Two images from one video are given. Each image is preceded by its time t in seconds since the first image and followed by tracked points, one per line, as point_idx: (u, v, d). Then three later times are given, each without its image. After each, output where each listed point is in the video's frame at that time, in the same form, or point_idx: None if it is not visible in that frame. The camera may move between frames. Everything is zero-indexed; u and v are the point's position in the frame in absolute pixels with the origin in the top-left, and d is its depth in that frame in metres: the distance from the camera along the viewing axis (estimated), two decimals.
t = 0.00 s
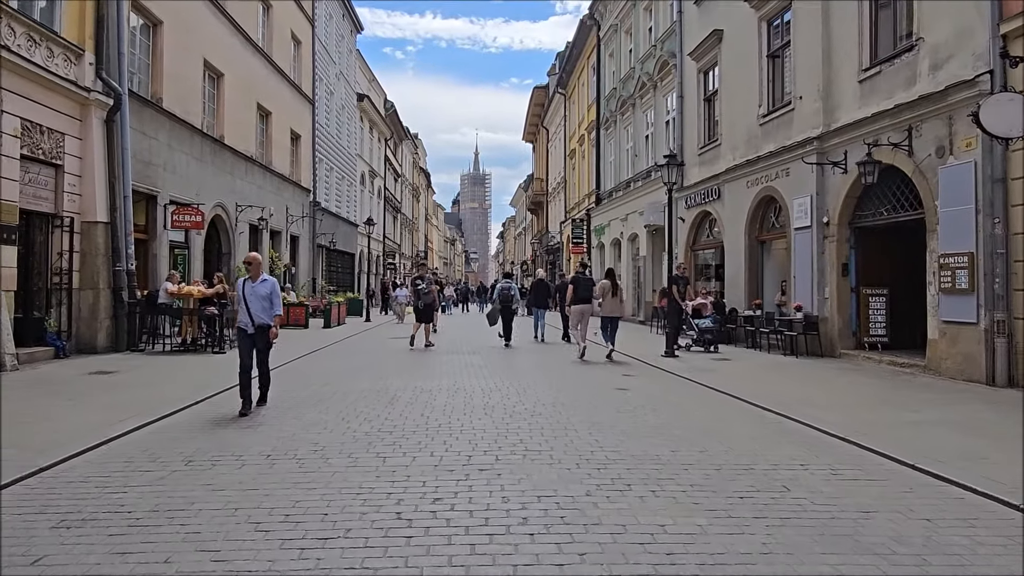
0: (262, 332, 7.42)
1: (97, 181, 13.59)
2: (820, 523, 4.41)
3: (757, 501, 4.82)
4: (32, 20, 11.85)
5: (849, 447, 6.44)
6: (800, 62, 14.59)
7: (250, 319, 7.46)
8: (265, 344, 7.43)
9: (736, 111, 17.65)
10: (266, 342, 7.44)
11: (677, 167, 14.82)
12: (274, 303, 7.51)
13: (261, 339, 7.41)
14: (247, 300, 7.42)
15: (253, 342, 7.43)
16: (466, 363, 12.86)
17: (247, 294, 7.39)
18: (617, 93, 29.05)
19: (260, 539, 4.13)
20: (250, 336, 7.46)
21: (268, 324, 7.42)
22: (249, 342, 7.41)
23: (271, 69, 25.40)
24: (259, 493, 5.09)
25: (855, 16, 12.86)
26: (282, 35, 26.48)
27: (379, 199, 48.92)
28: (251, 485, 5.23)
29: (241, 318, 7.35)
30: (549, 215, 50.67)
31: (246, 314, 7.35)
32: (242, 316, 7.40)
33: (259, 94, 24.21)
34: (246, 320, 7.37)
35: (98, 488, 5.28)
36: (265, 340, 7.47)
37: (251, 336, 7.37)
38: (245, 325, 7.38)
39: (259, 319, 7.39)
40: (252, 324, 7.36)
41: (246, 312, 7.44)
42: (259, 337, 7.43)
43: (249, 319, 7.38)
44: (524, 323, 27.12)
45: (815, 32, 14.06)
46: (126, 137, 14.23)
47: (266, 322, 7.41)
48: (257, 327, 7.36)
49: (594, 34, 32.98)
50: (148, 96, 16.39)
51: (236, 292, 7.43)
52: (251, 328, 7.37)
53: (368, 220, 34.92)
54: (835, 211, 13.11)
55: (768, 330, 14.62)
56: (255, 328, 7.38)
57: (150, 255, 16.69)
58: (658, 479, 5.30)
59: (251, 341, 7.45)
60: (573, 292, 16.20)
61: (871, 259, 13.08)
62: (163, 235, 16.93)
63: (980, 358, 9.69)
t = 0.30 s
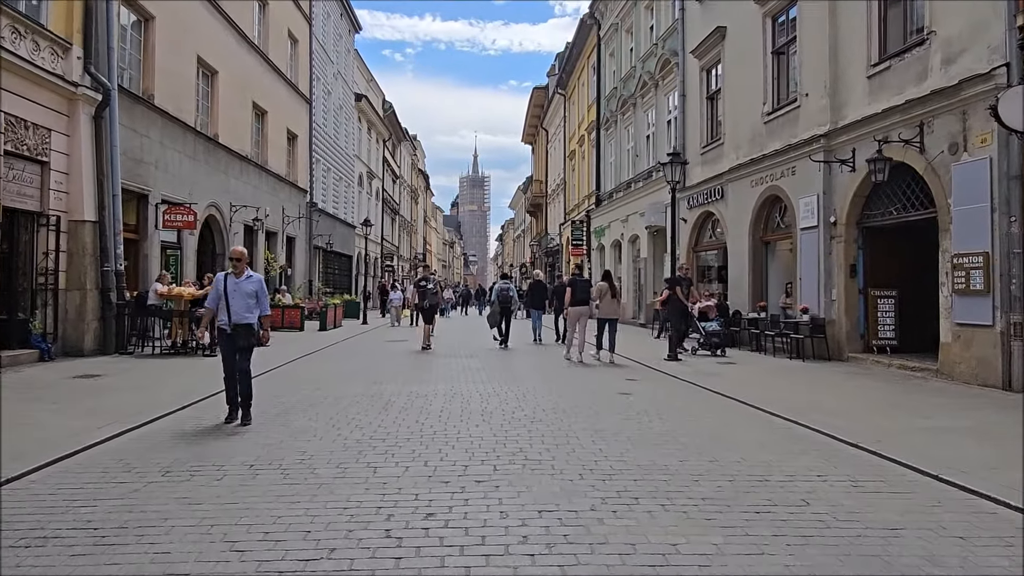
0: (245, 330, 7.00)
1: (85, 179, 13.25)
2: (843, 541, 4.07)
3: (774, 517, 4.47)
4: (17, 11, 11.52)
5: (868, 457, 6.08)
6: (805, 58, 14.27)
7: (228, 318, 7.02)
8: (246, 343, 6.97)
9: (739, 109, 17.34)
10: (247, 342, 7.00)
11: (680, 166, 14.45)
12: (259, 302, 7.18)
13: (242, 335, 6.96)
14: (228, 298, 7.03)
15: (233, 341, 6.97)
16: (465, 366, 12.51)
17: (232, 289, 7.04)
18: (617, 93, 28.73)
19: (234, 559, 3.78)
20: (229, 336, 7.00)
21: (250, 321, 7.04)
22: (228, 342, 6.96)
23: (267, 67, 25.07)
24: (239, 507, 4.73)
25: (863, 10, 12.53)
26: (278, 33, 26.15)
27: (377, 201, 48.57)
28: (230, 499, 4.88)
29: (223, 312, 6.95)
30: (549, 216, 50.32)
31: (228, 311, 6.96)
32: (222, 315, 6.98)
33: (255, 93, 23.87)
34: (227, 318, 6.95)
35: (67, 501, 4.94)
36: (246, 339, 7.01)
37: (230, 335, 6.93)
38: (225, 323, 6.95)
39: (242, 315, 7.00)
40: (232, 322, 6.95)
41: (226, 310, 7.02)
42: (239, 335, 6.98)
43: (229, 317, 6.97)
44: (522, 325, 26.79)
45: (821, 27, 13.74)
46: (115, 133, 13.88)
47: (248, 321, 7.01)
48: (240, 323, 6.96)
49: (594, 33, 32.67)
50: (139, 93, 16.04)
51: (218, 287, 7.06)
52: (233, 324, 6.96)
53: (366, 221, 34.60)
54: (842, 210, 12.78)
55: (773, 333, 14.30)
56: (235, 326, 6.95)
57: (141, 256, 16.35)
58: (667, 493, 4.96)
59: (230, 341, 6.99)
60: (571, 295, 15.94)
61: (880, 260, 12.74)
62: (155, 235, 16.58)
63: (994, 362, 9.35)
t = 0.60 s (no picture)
0: (235, 343, 6.47)
1: (76, 178, 12.89)
2: None
3: (803, 552, 4.08)
4: (6, 6, 11.17)
5: (897, 480, 5.67)
6: (817, 58, 13.89)
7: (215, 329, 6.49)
8: (236, 358, 6.44)
9: (748, 111, 16.95)
10: (238, 357, 6.47)
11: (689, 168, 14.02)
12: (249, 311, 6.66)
13: (232, 350, 6.44)
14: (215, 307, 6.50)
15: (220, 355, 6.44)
16: (466, 373, 12.15)
17: (220, 298, 6.49)
18: (622, 95, 28.36)
19: None
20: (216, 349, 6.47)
21: (241, 334, 6.51)
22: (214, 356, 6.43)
23: (267, 66, 24.73)
24: (219, 535, 4.34)
25: (879, 9, 12.13)
26: (279, 32, 25.81)
27: (379, 202, 48.24)
28: (210, 525, 4.48)
29: (212, 324, 6.41)
30: (552, 219, 49.96)
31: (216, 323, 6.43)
32: (209, 325, 6.45)
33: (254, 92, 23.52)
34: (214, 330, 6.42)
35: (34, 526, 4.55)
36: (236, 354, 6.46)
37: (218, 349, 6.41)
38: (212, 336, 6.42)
39: (232, 327, 6.47)
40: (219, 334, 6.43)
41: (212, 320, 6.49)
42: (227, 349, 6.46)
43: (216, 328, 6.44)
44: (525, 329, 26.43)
45: (834, 26, 13.35)
46: (108, 132, 13.52)
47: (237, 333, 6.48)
48: (230, 336, 6.43)
49: (599, 34, 32.31)
50: (134, 91, 15.69)
51: (205, 295, 6.51)
52: (223, 338, 6.42)
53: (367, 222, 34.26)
54: (857, 215, 12.39)
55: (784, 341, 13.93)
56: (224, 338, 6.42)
57: (136, 257, 16.01)
58: (683, 521, 4.57)
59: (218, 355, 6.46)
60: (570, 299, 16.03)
61: (895, 267, 12.35)
62: (150, 236, 16.23)
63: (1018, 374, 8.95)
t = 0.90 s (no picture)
0: (224, 347, 5.98)
1: (69, 177, 12.55)
2: None
3: None
4: None
5: (934, 497, 5.28)
6: (830, 57, 13.53)
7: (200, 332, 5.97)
8: (225, 365, 5.96)
9: (758, 111, 16.58)
10: (227, 362, 5.99)
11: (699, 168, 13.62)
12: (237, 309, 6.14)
13: (220, 354, 5.95)
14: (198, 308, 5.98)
15: (208, 361, 5.94)
16: (469, 378, 11.77)
17: (203, 297, 5.97)
18: (628, 96, 28.04)
19: None
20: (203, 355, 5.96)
21: (229, 336, 6.01)
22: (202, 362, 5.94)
23: (268, 67, 24.43)
24: (200, 557, 3.95)
25: (895, 4, 11.77)
26: (280, 32, 25.52)
27: (381, 205, 47.94)
28: (192, 545, 4.09)
29: (196, 327, 5.90)
30: (555, 223, 49.65)
31: (200, 326, 5.92)
32: (193, 329, 5.95)
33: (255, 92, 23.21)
34: (199, 333, 5.92)
35: None
36: (225, 359, 5.99)
37: (205, 355, 5.92)
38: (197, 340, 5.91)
39: (218, 328, 5.95)
40: (205, 338, 5.92)
41: (196, 322, 5.97)
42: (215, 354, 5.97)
43: (201, 330, 5.93)
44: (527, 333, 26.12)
45: (848, 24, 13.01)
46: (103, 129, 13.19)
47: (225, 334, 5.97)
48: (218, 339, 5.94)
49: (603, 35, 32.02)
50: (131, 89, 15.37)
51: (188, 296, 6.01)
52: (210, 341, 5.93)
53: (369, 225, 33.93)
54: (873, 217, 12.03)
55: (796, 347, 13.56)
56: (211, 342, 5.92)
57: (132, 258, 15.67)
58: (707, 543, 4.18)
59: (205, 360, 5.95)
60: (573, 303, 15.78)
61: (913, 270, 11.98)
62: (147, 237, 15.90)
63: None
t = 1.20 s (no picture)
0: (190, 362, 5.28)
1: (57, 178, 12.24)
2: None
3: None
4: None
5: (961, 516, 4.97)
6: (837, 54, 13.22)
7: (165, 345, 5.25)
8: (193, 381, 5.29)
9: (762, 110, 16.27)
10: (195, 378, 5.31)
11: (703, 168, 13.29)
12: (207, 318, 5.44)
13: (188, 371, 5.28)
14: (162, 317, 5.25)
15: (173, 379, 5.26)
16: (468, 383, 11.47)
17: (169, 306, 5.27)
18: (628, 96, 27.76)
19: None
20: (167, 371, 5.27)
21: (197, 348, 5.31)
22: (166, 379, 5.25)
23: (264, 66, 24.11)
24: None
25: None
26: (276, 31, 25.22)
27: (379, 206, 47.63)
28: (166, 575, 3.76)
29: (160, 340, 5.19)
30: (554, 224, 49.39)
31: (164, 339, 5.21)
32: (156, 342, 5.23)
33: (250, 91, 22.88)
34: (163, 347, 5.21)
35: None
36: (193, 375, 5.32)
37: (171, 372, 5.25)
38: (161, 354, 5.20)
39: (185, 341, 5.25)
40: (170, 352, 5.21)
41: (160, 334, 5.25)
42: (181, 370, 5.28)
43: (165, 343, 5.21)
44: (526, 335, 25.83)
45: (855, 20, 12.71)
46: (92, 128, 12.85)
47: (193, 348, 5.28)
48: (183, 353, 5.23)
49: (603, 35, 31.75)
50: (122, 87, 15.04)
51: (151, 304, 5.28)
52: (174, 355, 5.22)
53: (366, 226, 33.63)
54: (882, 217, 11.72)
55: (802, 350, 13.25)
56: (177, 357, 5.23)
57: (123, 260, 15.31)
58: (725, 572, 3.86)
59: (169, 377, 5.26)
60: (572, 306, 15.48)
61: (922, 272, 11.68)
62: (138, 238, 15.55)
63: None
